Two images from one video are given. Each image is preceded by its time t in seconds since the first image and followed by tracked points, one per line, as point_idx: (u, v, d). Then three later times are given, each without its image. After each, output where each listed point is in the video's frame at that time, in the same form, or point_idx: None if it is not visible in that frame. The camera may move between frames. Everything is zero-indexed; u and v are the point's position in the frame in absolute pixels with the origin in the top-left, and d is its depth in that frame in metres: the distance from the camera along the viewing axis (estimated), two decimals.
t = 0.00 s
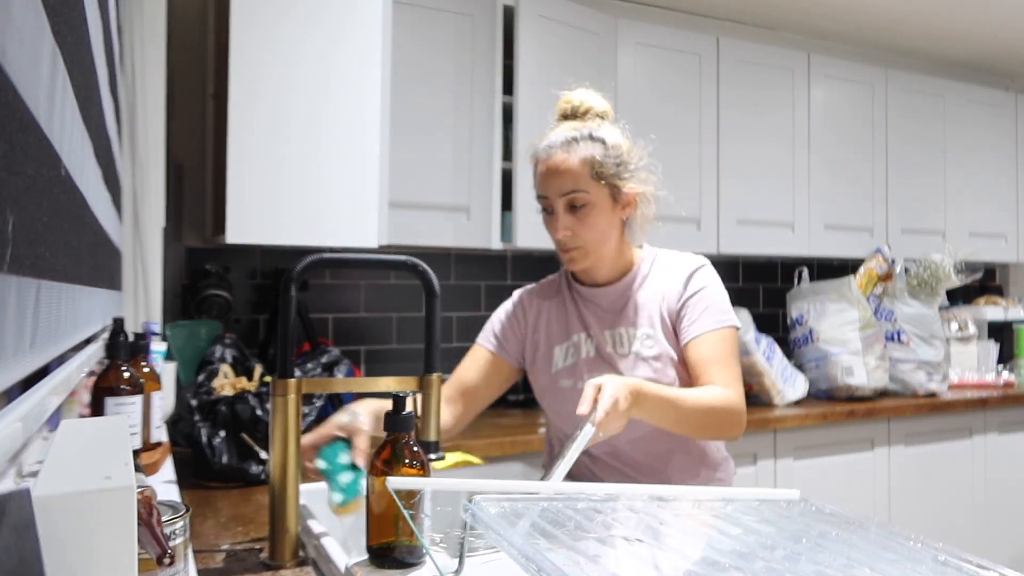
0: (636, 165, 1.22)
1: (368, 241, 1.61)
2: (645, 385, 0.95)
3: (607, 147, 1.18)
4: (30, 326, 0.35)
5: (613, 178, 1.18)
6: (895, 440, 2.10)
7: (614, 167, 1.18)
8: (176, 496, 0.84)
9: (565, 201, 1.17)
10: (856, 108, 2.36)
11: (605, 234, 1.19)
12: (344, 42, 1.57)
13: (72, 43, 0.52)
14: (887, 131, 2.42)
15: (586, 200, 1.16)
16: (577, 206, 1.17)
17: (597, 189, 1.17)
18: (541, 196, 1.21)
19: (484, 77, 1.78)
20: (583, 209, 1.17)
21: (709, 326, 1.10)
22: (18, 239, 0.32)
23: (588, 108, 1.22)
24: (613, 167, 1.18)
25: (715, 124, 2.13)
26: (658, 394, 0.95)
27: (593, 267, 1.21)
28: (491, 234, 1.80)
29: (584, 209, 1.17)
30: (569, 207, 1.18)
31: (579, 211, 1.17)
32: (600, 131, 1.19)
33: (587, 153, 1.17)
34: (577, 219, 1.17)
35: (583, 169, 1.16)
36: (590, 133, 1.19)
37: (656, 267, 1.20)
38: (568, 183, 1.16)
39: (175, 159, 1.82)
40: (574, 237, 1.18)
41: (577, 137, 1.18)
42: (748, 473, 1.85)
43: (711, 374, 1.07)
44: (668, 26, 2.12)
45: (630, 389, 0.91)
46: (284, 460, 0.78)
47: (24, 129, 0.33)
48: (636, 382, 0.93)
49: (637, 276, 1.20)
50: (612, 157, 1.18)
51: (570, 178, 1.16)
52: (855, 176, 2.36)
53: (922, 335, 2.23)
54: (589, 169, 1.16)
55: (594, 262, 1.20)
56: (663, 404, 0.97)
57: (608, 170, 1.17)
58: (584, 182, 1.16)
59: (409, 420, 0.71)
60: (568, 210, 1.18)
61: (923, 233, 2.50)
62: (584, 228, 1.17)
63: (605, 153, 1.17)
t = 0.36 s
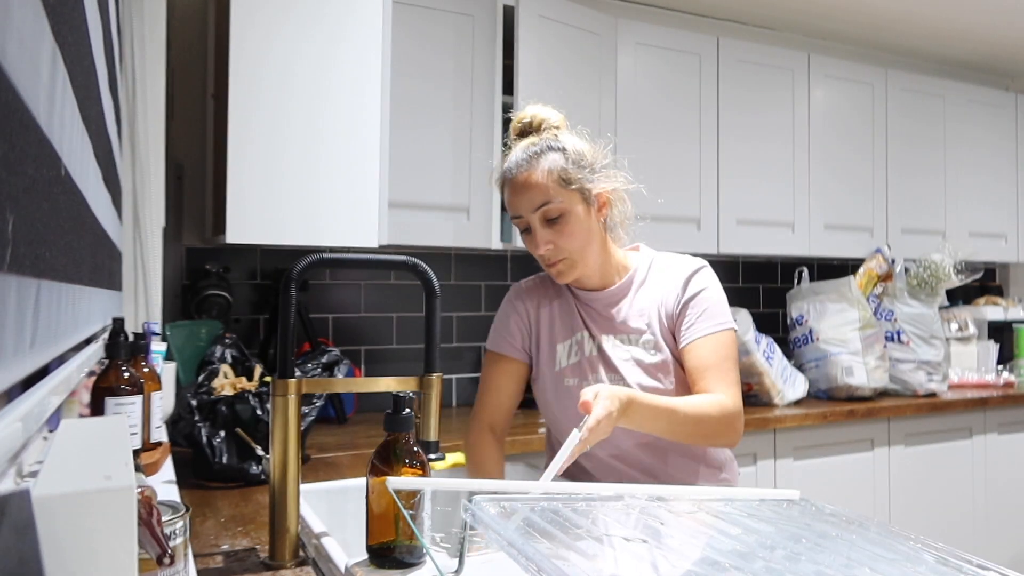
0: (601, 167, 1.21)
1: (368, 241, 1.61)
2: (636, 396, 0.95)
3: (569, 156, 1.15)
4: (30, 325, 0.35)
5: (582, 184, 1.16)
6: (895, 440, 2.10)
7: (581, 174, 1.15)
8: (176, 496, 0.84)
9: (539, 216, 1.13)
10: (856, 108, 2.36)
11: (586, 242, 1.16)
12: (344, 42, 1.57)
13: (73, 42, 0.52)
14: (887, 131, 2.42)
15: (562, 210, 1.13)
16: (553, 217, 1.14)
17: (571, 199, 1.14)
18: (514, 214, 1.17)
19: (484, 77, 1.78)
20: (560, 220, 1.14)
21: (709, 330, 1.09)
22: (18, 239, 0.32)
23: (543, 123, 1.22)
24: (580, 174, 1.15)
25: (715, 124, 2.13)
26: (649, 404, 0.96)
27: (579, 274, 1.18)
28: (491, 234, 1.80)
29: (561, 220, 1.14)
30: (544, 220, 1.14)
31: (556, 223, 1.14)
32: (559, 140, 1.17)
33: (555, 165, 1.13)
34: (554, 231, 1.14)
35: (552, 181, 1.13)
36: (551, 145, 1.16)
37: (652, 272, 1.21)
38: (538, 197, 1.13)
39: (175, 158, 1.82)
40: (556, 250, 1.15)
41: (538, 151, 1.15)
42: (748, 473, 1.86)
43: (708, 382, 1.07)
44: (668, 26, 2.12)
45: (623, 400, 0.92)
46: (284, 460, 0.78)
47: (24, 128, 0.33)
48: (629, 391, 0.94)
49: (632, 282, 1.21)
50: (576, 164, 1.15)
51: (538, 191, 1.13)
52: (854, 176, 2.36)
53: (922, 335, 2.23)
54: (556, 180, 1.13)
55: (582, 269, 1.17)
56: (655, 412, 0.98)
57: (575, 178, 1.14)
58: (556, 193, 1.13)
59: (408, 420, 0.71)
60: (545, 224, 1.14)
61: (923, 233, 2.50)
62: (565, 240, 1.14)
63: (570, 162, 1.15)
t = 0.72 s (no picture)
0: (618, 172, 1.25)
1: (368, 241, 1.61)
2: (609, 368, 0.94)
3: (596, 147, 1.20)
4: (30, 325, 0.35)
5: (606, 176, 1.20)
6: (895, 440, 2.10)
7: (607, 165, 1.20)
8: (176, 496, 0.84)
9: (565, 188, 1.14)
10: (856, 108, 2.36)
11: (602, 227, 1.17)
12: (344, 42, 1.57)
13: (72, 42, 0.52)
14: (887, 131, 2.42)
15: (588, 187, 1.15)
16: (578, 194, 1.15)
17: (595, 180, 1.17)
18: (534, 187, 1.17)
19: (484, 77, 1.78)
20: (584, 198, 1.15)
21: (693, 322, 1.09)
22: (18, 239, 0.32)
23: (567, 117, 1.24)
24: (606, 165, 1.20)
25: (715, 124, 2.13)
26: (623, 379, 0.96)
27: (587, 256, 1.17)
28: (491, 234, 1.80)
29: (584, 198, 1.15)
30: (567, 195, 1.15)
31: (578, 200, 1.15)
32: (590, 133, 1.22)
33: (584, 148, 1.18)
34: (578, 206, 1.14)
35: (582, 161, 1.16)
36: (580, 134, 1.21)
37: (644, 268, 1.21)
38: (568, 170, 1.14)
39: (175, 158, 1.82)
40: (573, 226, 1.14)
41: (569, 136, 1.19)
42: (748, 473, 1.86)
43: (684, 372, 1.07)
44: (668, 26, 2.12)
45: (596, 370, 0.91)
46: (284, 460, 0.78)
47: (24, 128, 0.33)
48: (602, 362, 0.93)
49: (623, 279, 1.20)
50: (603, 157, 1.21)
51: (570, 166, 1.15)
52: (855, 177, 2.36)
53: (922, 334, 2.22)
54: (587, 162, 1.17)
55: (591, 251, 1.17)
56: (625, 391, 0.97)
57: (602, 166, 1.19)
58: (585, 172, 1.15)
59: (408, 420, 0.71)
60: (569, 198, 1.15)
61: (923, 233, 2.50)
62: (586, 217, 1.14)
63: (597, 152, 1.20)
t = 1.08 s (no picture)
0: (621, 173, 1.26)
1: (368, 241, 1.61)
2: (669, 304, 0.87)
3: (601, 148, 1.21)
4: (30, 325, 0.35)
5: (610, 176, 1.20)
6: (895, 440, 2.10)
7: (610, 166, 1.20)
8: (176, 496, 0.84)
9: (572, 188, 1.14)
10: (856, 108, 2.36)
11: (607, 227, 1.17)
12: (344, 42, 1.57)
13: (72, 41, 0.52)
14: (888, 131, 2.42)
15: (595, 187, 1.14)
16: (585, 194, 1.14)
17: (602, 181, 1.17)
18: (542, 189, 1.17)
19: (485, 77, 1.78)
20: (591, 197, 1.14)
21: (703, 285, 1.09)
22: (18, 239, 0.32)
23: (571, 119, 1.26)
24: (610, 166, 1.20)
25: (715, 125, 2.13)
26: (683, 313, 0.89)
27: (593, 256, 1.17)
28: (491, 234, 1.80)
29: (591, 198, 1.14)
30: (575, 196, 1.14)
31: (586, 199, 1.14)
32: (593, 134, 1.22)
33: (590, 148, 1.18)
34: (585, 205, 1.14)
35: (588, 162, 1.16)
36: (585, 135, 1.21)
37: (646, 261, 1.22)
38: (574, 171, 1.14)
39: (176, 158, 1.82)
40: (581, 225, 1.14)
41: (573, 137, 1.19)
42: (748, 473, 1.86)
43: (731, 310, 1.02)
44: (668, 26, 2.12)
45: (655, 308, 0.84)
46: (284, 460, 0.78)
47: (24, 128, 0.33)
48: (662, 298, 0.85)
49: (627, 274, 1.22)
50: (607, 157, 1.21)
51: (576, 166, 1.15)
52: (855, 177, 2.36)
53: (922, 334, 2.22)
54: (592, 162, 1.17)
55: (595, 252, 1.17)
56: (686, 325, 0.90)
57: (607, 166, 1.19)
58: (591, 172, 1.15)
59: (408, 420, 0.71)
60: (575, 197, 1.14)
61: (923, 233, 2.50)
62: (593, 216, 1.14)
63: (602, 153, 1.20)
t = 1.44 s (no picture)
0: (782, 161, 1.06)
1: (368, 241, 1.61)
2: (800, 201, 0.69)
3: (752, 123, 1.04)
4: (30, 325, 0.35)
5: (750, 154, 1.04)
6: (895, 440, 2.10)
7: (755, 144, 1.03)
8: (176, 496, 0.84)
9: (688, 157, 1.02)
10: (856, 108, 2.36)
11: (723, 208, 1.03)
12: (344, 42, 1.57)
13: (72, 42, 0.52)
14: (887, 131, 2.42)
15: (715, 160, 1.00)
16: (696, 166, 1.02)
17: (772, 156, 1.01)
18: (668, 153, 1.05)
19: (485, 77, 1.79)
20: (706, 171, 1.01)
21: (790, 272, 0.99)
22: (18, 240, 0.32)
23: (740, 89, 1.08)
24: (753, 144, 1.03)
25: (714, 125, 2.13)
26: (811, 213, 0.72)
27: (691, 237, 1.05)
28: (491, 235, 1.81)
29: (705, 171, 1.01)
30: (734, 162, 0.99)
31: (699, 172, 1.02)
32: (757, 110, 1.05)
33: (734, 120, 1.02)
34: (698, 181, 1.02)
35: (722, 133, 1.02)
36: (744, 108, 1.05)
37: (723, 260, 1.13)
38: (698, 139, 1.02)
39: (176, 158, 1.82)
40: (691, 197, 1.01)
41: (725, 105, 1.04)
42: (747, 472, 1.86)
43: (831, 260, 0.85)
44: (668, 27, 2.12)
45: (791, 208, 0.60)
46: (285, 460, 0.78)
47: (24, 128, 0.33)
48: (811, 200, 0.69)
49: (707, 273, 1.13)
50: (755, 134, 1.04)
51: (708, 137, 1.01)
52: (855, 177, 2.36)
53: (922, 334, 2.22)
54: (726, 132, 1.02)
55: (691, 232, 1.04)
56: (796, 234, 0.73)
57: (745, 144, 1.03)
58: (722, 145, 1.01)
59: (409, 421, 0.71)
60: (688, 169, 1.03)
61: (923, 233, 2.50)
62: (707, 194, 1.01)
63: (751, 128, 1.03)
